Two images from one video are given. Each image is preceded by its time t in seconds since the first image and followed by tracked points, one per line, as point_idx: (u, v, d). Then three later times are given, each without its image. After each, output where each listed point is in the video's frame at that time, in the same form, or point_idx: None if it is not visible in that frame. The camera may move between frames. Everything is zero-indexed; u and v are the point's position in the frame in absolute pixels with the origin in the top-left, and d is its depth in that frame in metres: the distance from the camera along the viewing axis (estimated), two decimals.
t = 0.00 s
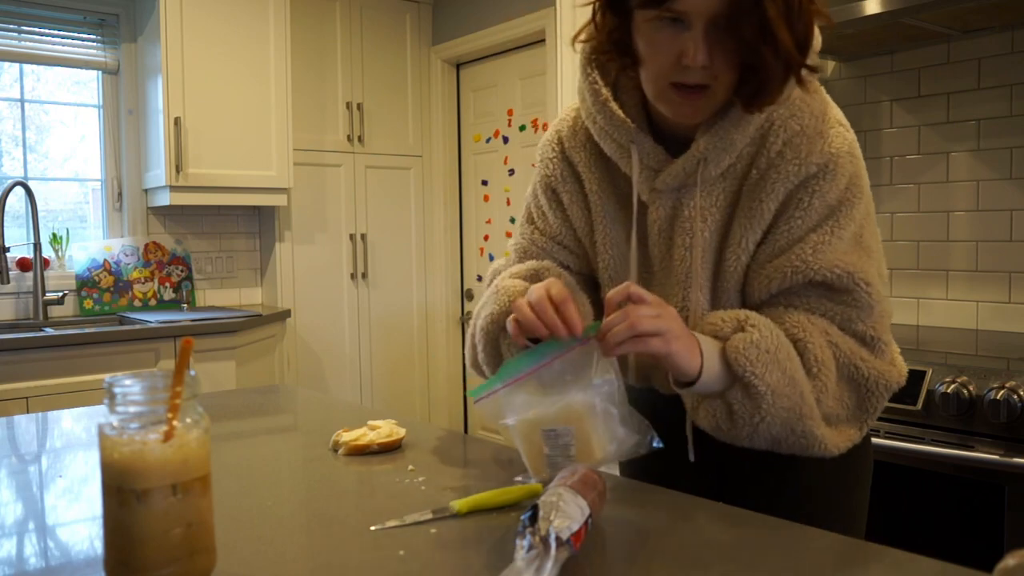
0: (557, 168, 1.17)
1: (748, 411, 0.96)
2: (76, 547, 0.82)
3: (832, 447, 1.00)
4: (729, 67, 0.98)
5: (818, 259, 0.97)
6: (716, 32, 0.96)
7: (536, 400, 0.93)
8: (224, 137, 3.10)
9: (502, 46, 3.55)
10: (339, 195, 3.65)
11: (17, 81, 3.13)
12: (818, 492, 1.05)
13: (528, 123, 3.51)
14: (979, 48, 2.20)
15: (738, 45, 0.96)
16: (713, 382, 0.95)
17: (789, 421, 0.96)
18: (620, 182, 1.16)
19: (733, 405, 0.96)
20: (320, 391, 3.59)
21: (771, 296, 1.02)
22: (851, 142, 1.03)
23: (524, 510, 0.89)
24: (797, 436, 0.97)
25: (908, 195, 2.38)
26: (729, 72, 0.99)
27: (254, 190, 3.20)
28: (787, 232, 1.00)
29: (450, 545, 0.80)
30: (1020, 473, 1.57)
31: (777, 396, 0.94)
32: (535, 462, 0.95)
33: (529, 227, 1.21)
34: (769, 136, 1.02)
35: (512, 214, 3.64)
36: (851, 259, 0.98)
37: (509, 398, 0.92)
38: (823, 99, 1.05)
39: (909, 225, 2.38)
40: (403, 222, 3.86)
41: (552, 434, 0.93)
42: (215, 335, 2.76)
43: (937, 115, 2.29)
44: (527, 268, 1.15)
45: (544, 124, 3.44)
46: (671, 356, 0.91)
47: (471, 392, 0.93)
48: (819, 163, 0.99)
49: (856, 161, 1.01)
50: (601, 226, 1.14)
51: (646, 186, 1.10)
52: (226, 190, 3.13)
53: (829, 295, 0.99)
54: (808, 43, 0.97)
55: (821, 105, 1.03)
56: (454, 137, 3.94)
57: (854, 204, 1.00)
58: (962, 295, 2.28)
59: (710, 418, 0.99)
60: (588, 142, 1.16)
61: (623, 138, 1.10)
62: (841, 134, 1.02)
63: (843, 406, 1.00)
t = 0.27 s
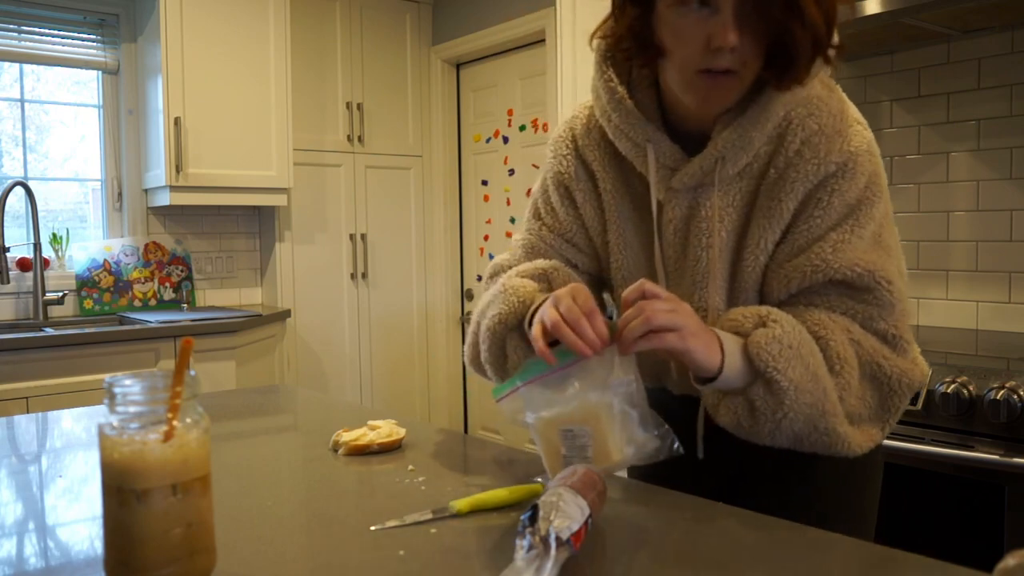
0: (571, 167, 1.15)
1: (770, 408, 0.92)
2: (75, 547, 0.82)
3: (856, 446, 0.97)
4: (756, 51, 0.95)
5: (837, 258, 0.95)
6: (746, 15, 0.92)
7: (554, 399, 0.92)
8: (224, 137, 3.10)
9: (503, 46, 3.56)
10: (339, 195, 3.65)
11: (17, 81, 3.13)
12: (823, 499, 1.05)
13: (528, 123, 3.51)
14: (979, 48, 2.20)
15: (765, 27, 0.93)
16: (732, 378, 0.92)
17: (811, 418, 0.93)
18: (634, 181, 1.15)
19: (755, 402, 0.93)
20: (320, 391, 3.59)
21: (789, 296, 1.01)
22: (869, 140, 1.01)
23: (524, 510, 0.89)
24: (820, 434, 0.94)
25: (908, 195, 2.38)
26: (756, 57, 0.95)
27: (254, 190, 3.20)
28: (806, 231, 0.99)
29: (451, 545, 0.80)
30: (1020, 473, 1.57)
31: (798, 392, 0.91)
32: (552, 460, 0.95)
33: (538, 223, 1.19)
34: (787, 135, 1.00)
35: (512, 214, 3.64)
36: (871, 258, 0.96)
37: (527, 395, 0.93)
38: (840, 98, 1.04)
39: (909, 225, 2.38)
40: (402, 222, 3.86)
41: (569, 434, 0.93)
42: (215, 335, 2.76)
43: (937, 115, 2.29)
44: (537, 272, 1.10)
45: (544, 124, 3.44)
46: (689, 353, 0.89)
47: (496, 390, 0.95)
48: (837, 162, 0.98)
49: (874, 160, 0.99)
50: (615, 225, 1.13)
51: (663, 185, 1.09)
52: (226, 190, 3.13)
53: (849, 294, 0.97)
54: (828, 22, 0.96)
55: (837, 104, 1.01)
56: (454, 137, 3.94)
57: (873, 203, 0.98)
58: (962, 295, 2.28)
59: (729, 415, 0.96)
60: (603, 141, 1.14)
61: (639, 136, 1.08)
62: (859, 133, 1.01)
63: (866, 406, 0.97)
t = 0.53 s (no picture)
0: (585, 165, 1.12)
1: (788, 407, 0.91)
2: (76, 547, 0.82)
3: (874, 447, 0.95)
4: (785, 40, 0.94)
5: (858, 255, 0.93)
6: None
7: (572, 401, 0.93)
8: (224, 137, 3.10)
9: (503, 47, 3.56)
10: (339, 195, 3.65)
11: (17, 81, 3.13)
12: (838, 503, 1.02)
13: (528, 123, 3.51)
14: (979, 48, 2.20)
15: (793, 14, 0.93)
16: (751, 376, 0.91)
17: (830, 417, 0.91)
18: (650, 179, 1.13)
19: (774, 400, 0.92)
20: (320, 391, 3.59)
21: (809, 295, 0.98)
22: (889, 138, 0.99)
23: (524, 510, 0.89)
24: (839, 434, 0.92)
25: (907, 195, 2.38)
26: (786, 40, 0.95)
27: (255, 190, 3.20)
28: (827, 228, 0.96)
29: (450, 545, 0.80)
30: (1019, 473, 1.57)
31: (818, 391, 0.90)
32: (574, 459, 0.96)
33: (549, 221, 1.16)
34: (808, 131, 0.98)
35: (512, 214, 3.64)
36: (891, 256, 0.94)
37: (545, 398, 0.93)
38: (858, 95, 1.01)
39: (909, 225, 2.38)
40: (402, 222, 3.86)
41: (589, 434, 0.93)
42: (215, 335, 2.76)
43: (937, 115, 2.29)
44: (543, 269, 1.09)
45: (544, 124, 3.44)
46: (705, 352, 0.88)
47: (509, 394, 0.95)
48: (859, 158, 0.95)
49: (894, 156, 0.97)
50: (631, 224, 1.11)
51: (682, 181, 1.06)
52: (226, 190, 3.13)
53: (867, 292, 0.95)
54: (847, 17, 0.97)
55: (857, 100, 0.99)
56: (454, 137, 3.94)
57: (894, 201, 0.96)
58: (963, 295, 2.28)
59: (746, 415, 0.94)
60: (618, 139, 1.12)
61: (658, 132, 1.06)
62: (880, 130, 0.99)
63: (884, 406, 0.95)
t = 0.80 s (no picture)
0: (592, 164, 1.12)
1: (795, 408, 0.91)
2: (76, 547, 0.82)
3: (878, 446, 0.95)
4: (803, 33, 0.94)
5: (870, 258, 0.93)
6: None
7: (587, 402, 0.91)
8: (224, 137, 3.10)
9: (503, 47, 3.56)
10: (339, 196, 3.65)
11: (17, 81, 3.13)
12: (844, 505, 1.02)
13: (528, 123, 3.52)
14: (979, 49, 2.20)
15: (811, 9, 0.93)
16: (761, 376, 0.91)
17: (835, 418, 0.91)
18: (659, 178, 1.12)
19: (781, 400, 0.92)
20: (320, 391, 3.59)
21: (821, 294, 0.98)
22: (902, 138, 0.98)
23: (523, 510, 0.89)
24: (843, 435, 0.92)
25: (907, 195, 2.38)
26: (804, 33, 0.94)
27: (255, 190, 3.20)
28: (838, 230, 0.96)
29: (450, 545, 0.80)
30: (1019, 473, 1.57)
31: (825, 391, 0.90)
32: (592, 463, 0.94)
33: (552, 218, 1.16)
34: (820, 131, 0.97)
35: (513, 214, 3.64)
36: (902, 257, 0.93)
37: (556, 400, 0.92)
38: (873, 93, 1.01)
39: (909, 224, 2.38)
40: (402, 222, 3.86)
41: (607, 435, 0.91)
42: (215, 336, 2.76)
43: (937, 115, 2.29)
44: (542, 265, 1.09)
45: (544, 124, 3.44)
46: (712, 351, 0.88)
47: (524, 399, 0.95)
48: (872, 159, 0.94)
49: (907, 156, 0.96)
50: (639, 224, 1.11)
51: (692, 182, 1.06)
52: (226, 190, 3.13)
53: (878, 291, 0.95)
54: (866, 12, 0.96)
55: (870, 99, 0.98)
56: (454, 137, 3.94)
57: (907, 202, 0.95)
58: (963, 295, 2.28)
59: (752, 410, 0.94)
60: (627, 137, 1.12)
61: (668, 132, 1.06)
62: (894, 131, 0.98)
63: (890, 407, 0.95)
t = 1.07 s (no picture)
0: (590, 167, 1.12)
1: (823, 423, 0.90)
2: (76, 547, 0.82)
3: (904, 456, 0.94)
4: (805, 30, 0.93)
5: (887, 263, 0.93)
6: None
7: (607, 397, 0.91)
8: (224, 137, 3.10)
9: (503, 47, 3.56)
10: (339, 196, 3.65)
11: (17, 81, 3.13)
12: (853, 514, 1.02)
13: (528, 124, 3.52)
14: (979, 49, 2.20)
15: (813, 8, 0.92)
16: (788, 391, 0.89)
17: (864, 428, 0.90)
18: (660, 181, 1.12)
19: (808, 415, 0.91)
20: (320, 391, 3.59)
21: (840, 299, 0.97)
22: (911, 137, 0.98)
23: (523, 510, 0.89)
24: (872, 445, 0.91)
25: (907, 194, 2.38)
26: (806, 29, 0.93)
27: (255, 190, 3.20)
28: (852, 235, 0.96)
29: (450, 545, 0.80)
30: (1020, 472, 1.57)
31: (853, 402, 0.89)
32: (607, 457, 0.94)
33: (553, 221, 1.17)
34: (825, 132, 0.98)
35: (513, 214, 3.64)
36: (918, 260, 0.93)
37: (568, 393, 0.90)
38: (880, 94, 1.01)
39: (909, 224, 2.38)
40: (402, 222, 3.86)
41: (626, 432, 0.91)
42: (215, 336, 2.75)
43: (937, 115, 2.29)
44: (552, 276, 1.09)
45: (544, 124, 3.44)
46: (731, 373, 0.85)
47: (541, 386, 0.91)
48: (881, 161, 0.95)
49: (916, 156, 0.96)
50: (639, 227, 1.11)
51: (695, 184, 1.05)
52: (226, 190, 3.13)
53: (897, 296, 0.94)
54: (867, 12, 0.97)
55: (878, 100, 0.99)
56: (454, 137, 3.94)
57: (918, 203, 0.95)
58: (962, 295, 2.28)
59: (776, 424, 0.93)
60: (626, 139, 1.12)
61: (670, 134, 1.06)
62: (901, 131, 0.98)
63: (917, 412, 0.94)
